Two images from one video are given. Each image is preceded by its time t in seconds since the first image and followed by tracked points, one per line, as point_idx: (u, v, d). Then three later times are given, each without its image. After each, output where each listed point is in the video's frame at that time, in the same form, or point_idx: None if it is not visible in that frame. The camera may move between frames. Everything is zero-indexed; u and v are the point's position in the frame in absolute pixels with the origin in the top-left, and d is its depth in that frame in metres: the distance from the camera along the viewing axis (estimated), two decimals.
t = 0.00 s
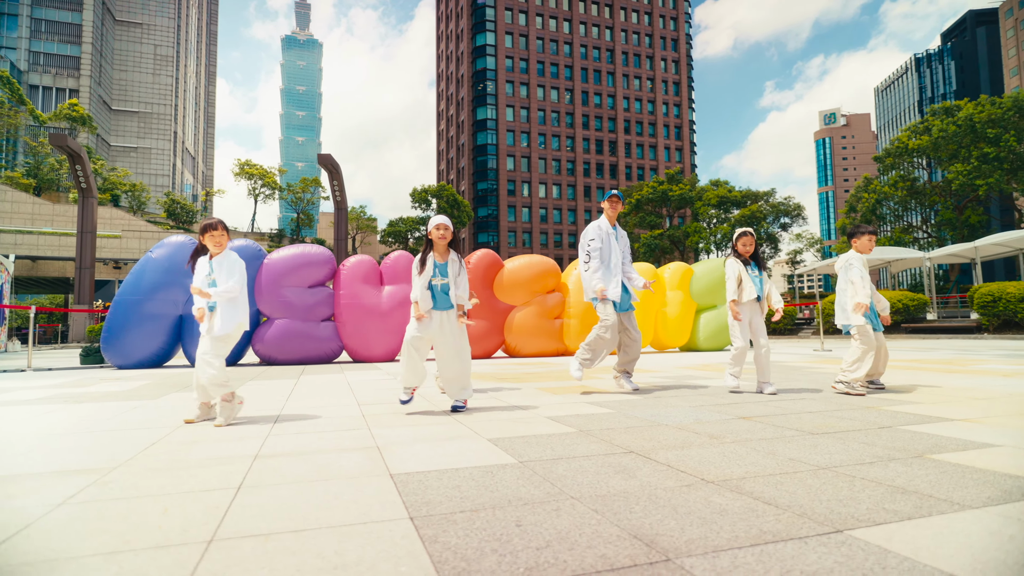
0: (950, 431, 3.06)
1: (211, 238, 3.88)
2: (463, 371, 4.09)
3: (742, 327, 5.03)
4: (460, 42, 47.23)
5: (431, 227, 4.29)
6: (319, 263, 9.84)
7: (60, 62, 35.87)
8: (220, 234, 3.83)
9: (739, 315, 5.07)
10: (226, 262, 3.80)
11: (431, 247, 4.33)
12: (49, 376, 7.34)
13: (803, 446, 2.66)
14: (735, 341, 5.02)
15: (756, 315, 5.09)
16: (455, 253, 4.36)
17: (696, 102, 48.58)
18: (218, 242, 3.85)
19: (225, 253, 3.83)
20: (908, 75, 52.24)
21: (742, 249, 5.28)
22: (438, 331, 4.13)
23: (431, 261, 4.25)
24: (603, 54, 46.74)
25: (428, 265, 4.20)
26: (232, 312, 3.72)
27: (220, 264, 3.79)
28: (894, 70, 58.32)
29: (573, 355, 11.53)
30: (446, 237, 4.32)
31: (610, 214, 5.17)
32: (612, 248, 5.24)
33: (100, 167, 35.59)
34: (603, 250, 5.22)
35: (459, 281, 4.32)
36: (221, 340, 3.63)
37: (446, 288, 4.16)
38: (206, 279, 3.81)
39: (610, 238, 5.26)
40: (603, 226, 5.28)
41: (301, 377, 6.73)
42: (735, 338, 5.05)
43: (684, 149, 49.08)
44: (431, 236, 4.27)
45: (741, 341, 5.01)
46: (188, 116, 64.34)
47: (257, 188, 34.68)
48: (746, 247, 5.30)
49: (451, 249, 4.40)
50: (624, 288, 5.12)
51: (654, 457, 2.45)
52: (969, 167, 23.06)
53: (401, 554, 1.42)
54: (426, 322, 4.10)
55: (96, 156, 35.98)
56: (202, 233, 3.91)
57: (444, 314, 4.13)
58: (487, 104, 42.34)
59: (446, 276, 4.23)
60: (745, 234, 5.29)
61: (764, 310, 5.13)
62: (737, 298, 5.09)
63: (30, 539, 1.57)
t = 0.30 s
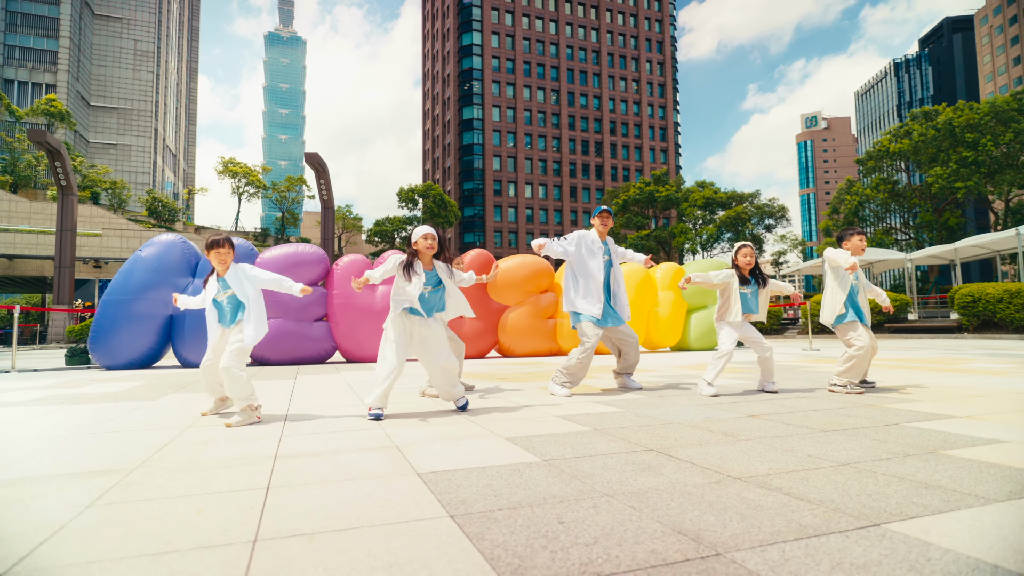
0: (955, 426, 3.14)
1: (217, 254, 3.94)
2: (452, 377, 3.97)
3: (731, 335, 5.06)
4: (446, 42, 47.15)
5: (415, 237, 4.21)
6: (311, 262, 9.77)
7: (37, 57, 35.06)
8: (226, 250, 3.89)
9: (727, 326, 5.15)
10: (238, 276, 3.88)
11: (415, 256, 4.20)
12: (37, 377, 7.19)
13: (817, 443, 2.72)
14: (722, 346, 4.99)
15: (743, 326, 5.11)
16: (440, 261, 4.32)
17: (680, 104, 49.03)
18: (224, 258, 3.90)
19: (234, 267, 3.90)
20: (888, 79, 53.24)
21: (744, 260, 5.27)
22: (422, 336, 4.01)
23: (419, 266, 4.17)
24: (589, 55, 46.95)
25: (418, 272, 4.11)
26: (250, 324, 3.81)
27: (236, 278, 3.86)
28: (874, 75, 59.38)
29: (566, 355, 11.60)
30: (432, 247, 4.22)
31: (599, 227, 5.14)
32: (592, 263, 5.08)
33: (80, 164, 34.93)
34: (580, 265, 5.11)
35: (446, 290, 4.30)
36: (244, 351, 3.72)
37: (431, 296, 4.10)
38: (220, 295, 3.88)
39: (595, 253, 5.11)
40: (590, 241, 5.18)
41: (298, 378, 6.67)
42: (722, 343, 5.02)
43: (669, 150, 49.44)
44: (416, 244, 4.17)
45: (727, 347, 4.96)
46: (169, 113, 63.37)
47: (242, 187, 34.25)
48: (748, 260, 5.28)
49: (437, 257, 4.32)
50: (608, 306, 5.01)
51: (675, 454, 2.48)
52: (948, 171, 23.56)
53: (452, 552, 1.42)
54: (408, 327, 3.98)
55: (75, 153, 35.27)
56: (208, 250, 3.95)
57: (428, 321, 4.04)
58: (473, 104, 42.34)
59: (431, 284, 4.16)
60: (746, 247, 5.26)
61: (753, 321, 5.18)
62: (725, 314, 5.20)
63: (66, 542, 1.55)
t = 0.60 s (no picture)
0: (969, 427, 3.17)
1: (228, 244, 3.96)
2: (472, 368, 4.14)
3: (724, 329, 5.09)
4: (438, 42, 47.08)
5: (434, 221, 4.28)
6: (310, 262, 9.71)
7: (22, 54, 34.54)
8: (239, 240, 3.91)
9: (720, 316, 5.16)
10: (249, 265, 3.91)
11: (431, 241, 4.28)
12: (33, 379, 7.09)
13: (838, 444, 2.73)
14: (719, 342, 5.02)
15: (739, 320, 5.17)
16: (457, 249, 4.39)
17: (672, 105, 49.27)
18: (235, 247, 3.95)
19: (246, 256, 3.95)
20: (876, 82, 53.81)
21: (731, 244, 5.28)
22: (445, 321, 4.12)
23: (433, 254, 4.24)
24: (581, 55, 47.07)
25: (430, 259, 4.18)
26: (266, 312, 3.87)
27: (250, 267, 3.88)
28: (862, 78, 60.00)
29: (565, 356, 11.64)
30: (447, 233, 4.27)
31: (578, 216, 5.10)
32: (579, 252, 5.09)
33: (67, 163, 34.49)
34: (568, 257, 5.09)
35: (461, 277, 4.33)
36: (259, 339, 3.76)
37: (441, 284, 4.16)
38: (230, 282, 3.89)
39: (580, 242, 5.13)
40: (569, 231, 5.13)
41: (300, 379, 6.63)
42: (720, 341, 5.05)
43: (661, 151, 49.68)
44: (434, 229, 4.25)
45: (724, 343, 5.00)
46: (157, 111, 62.70)
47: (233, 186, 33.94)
48: (735, 242, 5.28)
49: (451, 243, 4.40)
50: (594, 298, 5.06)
51: (700, 456, 2.49)
52: (937, 173, 23.82)
53: (503, 557, 1.42)
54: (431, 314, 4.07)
55: (63, 151, 34.82)
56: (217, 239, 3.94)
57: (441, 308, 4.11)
58: (466, 104, 42.29)
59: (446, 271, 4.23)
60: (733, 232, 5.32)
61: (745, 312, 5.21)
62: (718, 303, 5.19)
63: (110, 548, 1.54)
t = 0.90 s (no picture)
0: (961, 427, 3.21)
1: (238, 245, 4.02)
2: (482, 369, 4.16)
3: (719, 332, 5.12)
4: (437, 41, 47.08)
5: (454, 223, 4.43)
6: (309, 263, 9.72)
7: (21, 55, 34.53)
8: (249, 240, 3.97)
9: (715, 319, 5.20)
10: (258, 267, 3.98)
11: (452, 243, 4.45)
12: (34, 382, 7.12)
13: (832, 446, 2.77)
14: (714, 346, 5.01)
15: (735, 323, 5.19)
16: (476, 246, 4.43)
17: (670, 105, 49.33)
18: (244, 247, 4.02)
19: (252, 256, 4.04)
20: (874, 81, 53.88)
21: (728, 247, 5.36)
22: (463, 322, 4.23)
23: (451, 255, 4.39)
24: (579, 56, 47.11)
25: (449, 261, 4.33)
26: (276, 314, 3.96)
27: (254, 271, 3.96)
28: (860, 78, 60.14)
29: (563, 356, 11.76)
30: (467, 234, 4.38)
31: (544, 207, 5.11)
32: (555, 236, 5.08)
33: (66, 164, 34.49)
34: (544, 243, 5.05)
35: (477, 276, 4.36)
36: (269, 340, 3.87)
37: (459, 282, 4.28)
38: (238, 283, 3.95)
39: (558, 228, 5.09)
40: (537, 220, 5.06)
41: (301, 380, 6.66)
42: (715, 344, 5.05)
43: (659, 151, 49.73)
44: (453, 230, 4.41)
45: (718, 347, 4.99)
46: (155, 112, 62.69)
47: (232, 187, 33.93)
48: (733, 246, 5.35)
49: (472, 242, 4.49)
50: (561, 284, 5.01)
51: (694, 457, 2.53)
52: (935, 172, 23.87)
53: (498, 559, 1.45)
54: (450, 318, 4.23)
55: (62, 153, 34.83)
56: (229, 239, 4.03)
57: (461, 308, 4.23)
58: (464, 104, 42.30)
59: (464, 270, 4.32)
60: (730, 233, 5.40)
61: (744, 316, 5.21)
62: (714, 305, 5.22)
63: (111, 552, 1.56)
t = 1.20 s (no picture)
0: (937, 424, 3.19)
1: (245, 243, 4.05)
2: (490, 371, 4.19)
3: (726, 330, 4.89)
4: (440, 42, 47.16)
5: (445, 233, 4.32)
6: (306, 263, 9.81)
7: (29, 59, 34.91)
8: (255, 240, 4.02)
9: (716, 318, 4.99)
10: (261, 268, 4.04)
11: (445, 253, 4.34)
12: (32, 381, 7.22)
13: (802, 441, 2.78)
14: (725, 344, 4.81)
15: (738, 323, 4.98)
16: (470, 253, 4.42)
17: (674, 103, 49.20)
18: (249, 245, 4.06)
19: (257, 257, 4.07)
20: (880, 78, 53.46)
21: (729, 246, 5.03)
22: (466, 330, 4.23)
23: (448, 264, 4.30)
24: (582, 55, 47.06)
25: (448, 270, 4.28)
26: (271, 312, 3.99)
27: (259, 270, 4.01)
28: (867, 75, 59.77)
29: (560, 355, 11.88)
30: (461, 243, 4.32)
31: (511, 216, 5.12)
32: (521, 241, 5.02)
33: (73, 167, 34.80)
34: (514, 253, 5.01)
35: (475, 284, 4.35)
36: (261, 337, 3.87)
37: (462, 290, 4.25)
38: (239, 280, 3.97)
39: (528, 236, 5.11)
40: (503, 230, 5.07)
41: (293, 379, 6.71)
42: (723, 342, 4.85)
43: (663, 150, 49.60)
44: (445, 241, 4.29)
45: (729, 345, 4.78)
46: (162, 115, 63.17)
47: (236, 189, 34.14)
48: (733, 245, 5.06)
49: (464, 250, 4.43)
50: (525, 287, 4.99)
51: (661, 453, 2.54)
52: (939, 169, 23.71)
53: (440, 548, 1.47)
54: (453, 328, 4.19)
55: (69, 155, 35.17)
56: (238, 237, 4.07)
57: (463, 312, 4.24)
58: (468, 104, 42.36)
59: (463, 275, 4.30)
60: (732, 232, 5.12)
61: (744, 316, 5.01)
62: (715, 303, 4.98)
63: (66, 540, 1.59)
